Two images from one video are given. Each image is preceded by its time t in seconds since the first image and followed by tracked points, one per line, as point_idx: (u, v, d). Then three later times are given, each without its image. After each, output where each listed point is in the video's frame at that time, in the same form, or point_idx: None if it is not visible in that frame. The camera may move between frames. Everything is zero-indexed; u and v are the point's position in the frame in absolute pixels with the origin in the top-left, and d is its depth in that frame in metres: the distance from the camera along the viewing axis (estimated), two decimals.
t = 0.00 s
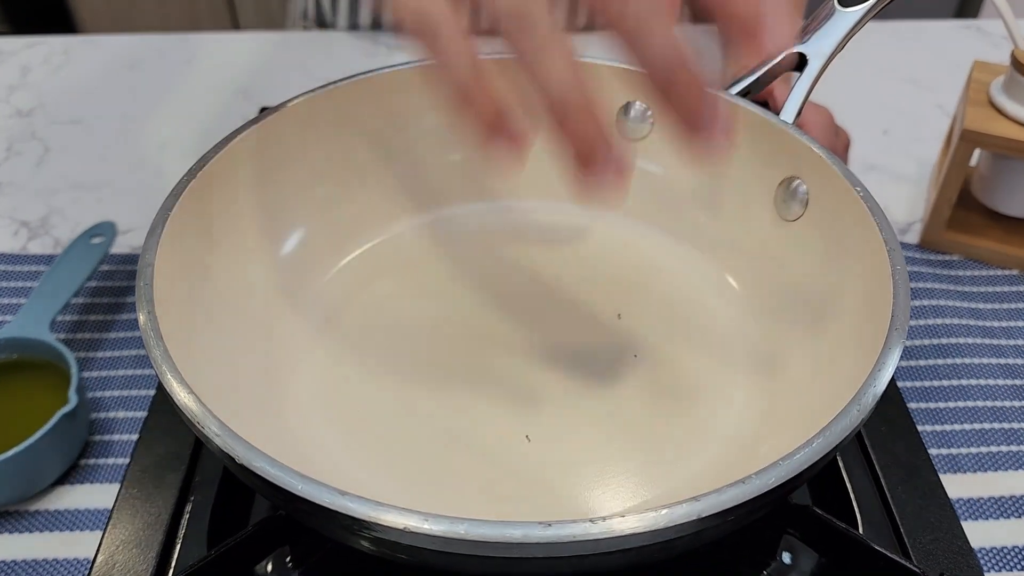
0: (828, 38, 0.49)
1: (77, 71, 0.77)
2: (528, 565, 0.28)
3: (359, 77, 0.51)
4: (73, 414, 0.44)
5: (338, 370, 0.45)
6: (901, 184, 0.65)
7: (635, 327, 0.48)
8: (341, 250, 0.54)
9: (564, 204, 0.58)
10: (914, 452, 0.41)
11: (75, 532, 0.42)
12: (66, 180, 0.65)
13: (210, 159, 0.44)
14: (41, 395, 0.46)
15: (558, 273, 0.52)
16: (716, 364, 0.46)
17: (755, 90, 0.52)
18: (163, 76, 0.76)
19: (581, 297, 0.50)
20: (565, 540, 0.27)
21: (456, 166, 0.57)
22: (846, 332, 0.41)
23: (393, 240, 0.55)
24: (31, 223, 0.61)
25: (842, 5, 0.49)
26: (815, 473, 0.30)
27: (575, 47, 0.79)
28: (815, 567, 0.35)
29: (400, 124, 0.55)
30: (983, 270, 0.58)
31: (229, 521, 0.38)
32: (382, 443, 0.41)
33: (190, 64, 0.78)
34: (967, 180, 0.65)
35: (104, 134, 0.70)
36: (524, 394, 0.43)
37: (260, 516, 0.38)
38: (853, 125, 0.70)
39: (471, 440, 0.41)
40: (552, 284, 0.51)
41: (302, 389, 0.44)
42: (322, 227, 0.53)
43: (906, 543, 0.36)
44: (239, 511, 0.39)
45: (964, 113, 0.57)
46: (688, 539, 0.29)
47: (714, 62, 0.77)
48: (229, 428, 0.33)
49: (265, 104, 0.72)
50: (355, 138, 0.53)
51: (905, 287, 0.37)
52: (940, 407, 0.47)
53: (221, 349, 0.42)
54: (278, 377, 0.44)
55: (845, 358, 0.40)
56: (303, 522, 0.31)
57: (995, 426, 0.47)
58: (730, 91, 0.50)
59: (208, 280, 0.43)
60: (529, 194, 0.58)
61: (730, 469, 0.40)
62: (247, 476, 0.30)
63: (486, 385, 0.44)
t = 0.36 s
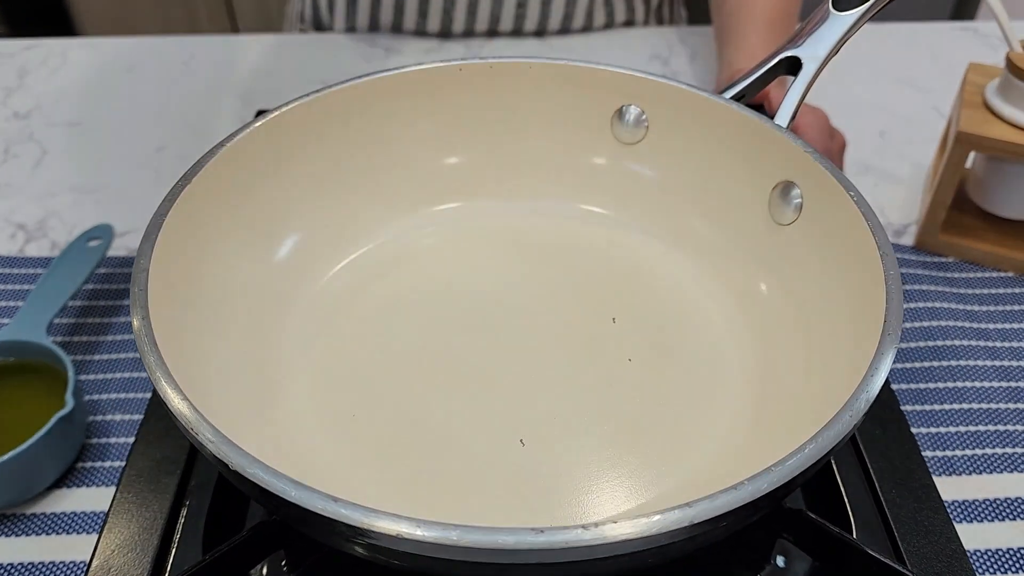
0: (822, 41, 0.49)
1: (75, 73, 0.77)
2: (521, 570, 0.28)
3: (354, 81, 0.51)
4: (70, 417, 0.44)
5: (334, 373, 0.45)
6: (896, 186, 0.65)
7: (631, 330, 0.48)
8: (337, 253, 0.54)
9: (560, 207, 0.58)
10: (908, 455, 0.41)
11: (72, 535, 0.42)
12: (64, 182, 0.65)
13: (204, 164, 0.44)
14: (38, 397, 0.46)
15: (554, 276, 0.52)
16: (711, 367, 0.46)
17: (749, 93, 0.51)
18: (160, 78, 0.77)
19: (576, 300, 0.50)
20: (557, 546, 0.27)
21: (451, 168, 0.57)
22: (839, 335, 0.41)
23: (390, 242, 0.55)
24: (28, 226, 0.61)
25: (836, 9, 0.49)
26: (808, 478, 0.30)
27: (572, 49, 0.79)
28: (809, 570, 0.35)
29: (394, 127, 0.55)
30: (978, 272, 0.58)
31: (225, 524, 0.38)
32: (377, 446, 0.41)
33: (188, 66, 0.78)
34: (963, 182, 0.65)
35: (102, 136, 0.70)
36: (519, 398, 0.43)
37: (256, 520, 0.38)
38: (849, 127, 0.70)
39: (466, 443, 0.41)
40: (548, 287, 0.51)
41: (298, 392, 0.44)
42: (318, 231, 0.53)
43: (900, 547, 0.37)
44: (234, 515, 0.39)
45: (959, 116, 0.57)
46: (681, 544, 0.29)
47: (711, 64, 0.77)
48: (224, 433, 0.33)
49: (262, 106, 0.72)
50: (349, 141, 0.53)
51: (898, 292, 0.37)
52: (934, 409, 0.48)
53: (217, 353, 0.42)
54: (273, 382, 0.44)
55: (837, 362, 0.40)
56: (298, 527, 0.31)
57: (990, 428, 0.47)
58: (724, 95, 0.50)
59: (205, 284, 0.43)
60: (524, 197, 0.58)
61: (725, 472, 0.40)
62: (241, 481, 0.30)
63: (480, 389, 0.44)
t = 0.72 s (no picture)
0: (823, 39, 0.49)
1: (76, 73, 0.77)
2: (526, 565, 0.28)
3: (356, 80, 0.52)
4: (73, 415, 0.44)
5: (336, 371, 0.45)
6: (896, 185, 0.65)
7: (632, 328, 0.48)
8: (339, 251, 0.54)
9: (561, 205, 0.58)
10: (910, 452, 0.41)
11: (76, 533, 0.42)
12: (66, 182, 0.65)
13: (208, 162, 0.44)
14: (41, 396, 0.46)
15: (556, 274, 0.52)
16: (713, 365, 0.46)
17: (750, 92, 0.52)
18: (161, 78, 0.77)
19: (578, 297, 0.50)
20: (563, 541, 0.27)
21: (453, 167, 0.57)
22: (840, 332, 0.41)
23: (392, 240, 0.55)
24: (31, 225, 0.61)
25: (837, 8, 0.49)
26: (811, 473, 0.31)
27: (571, 48, 0.80)
28: (812, 567, 0.35)
29: (396, 126, 0.55)
30: (978, 270, 0.58)
31: (228, 522, 0.38)
32: (381, 443, 0.41)
33: (190, 66, 0.78)
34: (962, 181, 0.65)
35: (103, 135, 0.70)
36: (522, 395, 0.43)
37: (259, 517, 0.38)
38: (849, 126, 0.71)
39: (469, 440, 0.41)
40: (550, 285, 0.51)
41: (302, 390, 0.44)
42: (320, 229, 0.53)
43: (902, 543, 0.37)
44: (238, 512, 0.39)
45: (959, 114, 0.57)
46: (686, 539, 0.29)
47: (711, 64, 0.78)
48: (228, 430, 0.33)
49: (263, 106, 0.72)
50: (352, 140, 0.53)
51: (900, 288, 0.37)
52: (935, 406, 0.48)
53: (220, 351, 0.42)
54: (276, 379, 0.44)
55: (839, 358, 0.40)
56: (303, 523, 0.31)
57: (990, 425, 0.47)
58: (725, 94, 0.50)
59: (208, 282, 0.44)
60: (525, 196, 0.58)
61: (727, 469, 0.40)
62: (247, 477, 0.30)
63: (482, 387, 0.44)
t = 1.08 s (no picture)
0: (822, 39, 0.49)
1: (78, 74, 0.77)
2: (528, 560, 0.28)
3: (358, 81, 0.52)
4: (76, 415, 0.44)
5: (339, 369, 0.46)
6: (895, 184, 0.65)
7: (633, 326, 0.48)
8: (341, 251, 0.54)
9: (562, 205, 0.58)
10: (909, 449, 0.41)
11: (79, 532, 0.42)
12: (68, 182, 0.66)
13: (211, 162, 0.44)
14: (44, 396, 0.47)
15: (556, 273, 0.52)
16: (712, 363, 0.46)
17: (749, 92, 0.52)
18: (163, 79, 0.77)
19: (579, 296, 0.50)
20: (564, 536, 0.27)
21: (455, 167, 0.58)
22: (839, 330, 0.41)
23: (393, 240, 0.56)
24: (33, 225, 0.61)
25: (836, 8, 0.49)
26: (811, 469, 0.31)
27: (571, 49, 0.80)
28: (811, 562, 0.35)
29: (398, 126, 0.55)
30: (976, 269, 0.59)
31: (232, 519, 0.39)
32: (383, 441, 0.41)
33: (191, 66, 0.78)
34: (960, 180, 0.66)
35: (105, 136, 0.70)
36: (523, 393, 0.44)
37: (263, 514, 0.39)
38: (847, 126, 0.71)
39: (470, 437, 0.41)
40: (550, 283, 0.51)
41: (304, 388, 0.45)
42: (322, 229, 0.54)
43: (902, 539, 0.37)
44: (241, 510, 0.39)
45: (957, 114, 0.58)
46: (686, 534, 0.29)
47: (710, 64, 0.78)
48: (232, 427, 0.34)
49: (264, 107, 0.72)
50: (354, 140, 0.54)
51: (899, 285, 0.37)
52: (934, 404, 0.48)
53: (223, 350, 0.42)
54: (279, 379, 0.45)
55: (838, 355, 0.40)
56: (307, 519, 0.31)
57: (989, 423, 0.47)
58: (725, 93, 0.50)
59: (211, 281, 0.44)
60: (526, 195, 0.58)
61: (726, 465, 0.40)
62: (251, 474, 0.30)
63: (483, 385, 0.44)
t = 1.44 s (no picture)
0: (816, 40, 0.49)
1: (76, 76, 0.77)
2: (521, 560, 0.28)
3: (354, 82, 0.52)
4: (72, 415, 0.44)
5: (334, 370, 0.46)
6: (891, 184, 0.65)
7: (628, 326, 0.48)
8: (336, 252, 0.54)
9: (558, 205, 0.58)
10: (903, 449, 0.41)
11: (76, 532, 0.42)
12: (65, 184, 0.66)
13: (206, 163, 0.45)
14: (41, 396, 0.47)
15: (552, 273, 0.52)
16: (707, 362, 0.46)
17: (744, 92, 0.52)
18: (160, 80, 0.77)
19: (574, 296, 0.50)
20: (556, 535, 0.27)
21: (451, 167, 0.58)
22: (833, 329, 0.41)
23: (389, 241, 0.56)
24: (30, 227, 0.61)
25: (830, 8, 0.49)
26: (804, 468, 0.31)
27: (568, 49, 0.80)
28: (805, 560, 0.36)
29: (393, 127, 0.55)
30: (972, 269, 0.59)
31: (227, 520, 0.39)
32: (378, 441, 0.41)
33: (189, 67, 0.78)
34: (957, 180, 0.66)
35: (103, 138, 0.70)
36: (518, 393, 0.44)
37: (257, 514, 0.39)
38: (844, 125, 0.71)
39: (465, 437, 0.41)
40: (546, 283, 0.52)
41: (298, 389, 0.45)
42: (318, 229, 0.54)
43: (895, 538, 0.37)
44: (236, 510, 0.39)
45: (952, 114, 0.58)
46: (679, 533, 0.29)
47: (707, 65, 0.78)
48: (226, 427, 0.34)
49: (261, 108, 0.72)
50: (350, 141, 0.54)
51: (892, 285, 0.37)
52: (929, 404, 0.48)
53: (219, 350, 0.42)
54: (274, 379, 0.45)
55: (832, 354, 0.40)
56: (300, 519, 0.31)
57: (984, 423, 0.47)
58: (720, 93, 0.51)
59: (206, 281, 0.44)
60: (522, 195, 0.59)
61: (721, 465, 0.40)
62: (244, 474, 0.30)
63: (478, 385, 0.44)
